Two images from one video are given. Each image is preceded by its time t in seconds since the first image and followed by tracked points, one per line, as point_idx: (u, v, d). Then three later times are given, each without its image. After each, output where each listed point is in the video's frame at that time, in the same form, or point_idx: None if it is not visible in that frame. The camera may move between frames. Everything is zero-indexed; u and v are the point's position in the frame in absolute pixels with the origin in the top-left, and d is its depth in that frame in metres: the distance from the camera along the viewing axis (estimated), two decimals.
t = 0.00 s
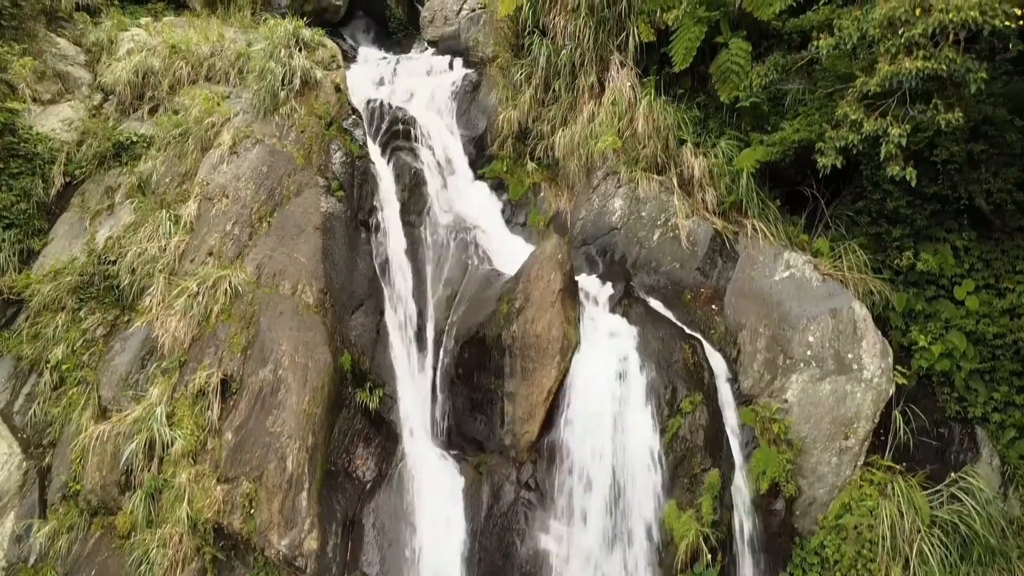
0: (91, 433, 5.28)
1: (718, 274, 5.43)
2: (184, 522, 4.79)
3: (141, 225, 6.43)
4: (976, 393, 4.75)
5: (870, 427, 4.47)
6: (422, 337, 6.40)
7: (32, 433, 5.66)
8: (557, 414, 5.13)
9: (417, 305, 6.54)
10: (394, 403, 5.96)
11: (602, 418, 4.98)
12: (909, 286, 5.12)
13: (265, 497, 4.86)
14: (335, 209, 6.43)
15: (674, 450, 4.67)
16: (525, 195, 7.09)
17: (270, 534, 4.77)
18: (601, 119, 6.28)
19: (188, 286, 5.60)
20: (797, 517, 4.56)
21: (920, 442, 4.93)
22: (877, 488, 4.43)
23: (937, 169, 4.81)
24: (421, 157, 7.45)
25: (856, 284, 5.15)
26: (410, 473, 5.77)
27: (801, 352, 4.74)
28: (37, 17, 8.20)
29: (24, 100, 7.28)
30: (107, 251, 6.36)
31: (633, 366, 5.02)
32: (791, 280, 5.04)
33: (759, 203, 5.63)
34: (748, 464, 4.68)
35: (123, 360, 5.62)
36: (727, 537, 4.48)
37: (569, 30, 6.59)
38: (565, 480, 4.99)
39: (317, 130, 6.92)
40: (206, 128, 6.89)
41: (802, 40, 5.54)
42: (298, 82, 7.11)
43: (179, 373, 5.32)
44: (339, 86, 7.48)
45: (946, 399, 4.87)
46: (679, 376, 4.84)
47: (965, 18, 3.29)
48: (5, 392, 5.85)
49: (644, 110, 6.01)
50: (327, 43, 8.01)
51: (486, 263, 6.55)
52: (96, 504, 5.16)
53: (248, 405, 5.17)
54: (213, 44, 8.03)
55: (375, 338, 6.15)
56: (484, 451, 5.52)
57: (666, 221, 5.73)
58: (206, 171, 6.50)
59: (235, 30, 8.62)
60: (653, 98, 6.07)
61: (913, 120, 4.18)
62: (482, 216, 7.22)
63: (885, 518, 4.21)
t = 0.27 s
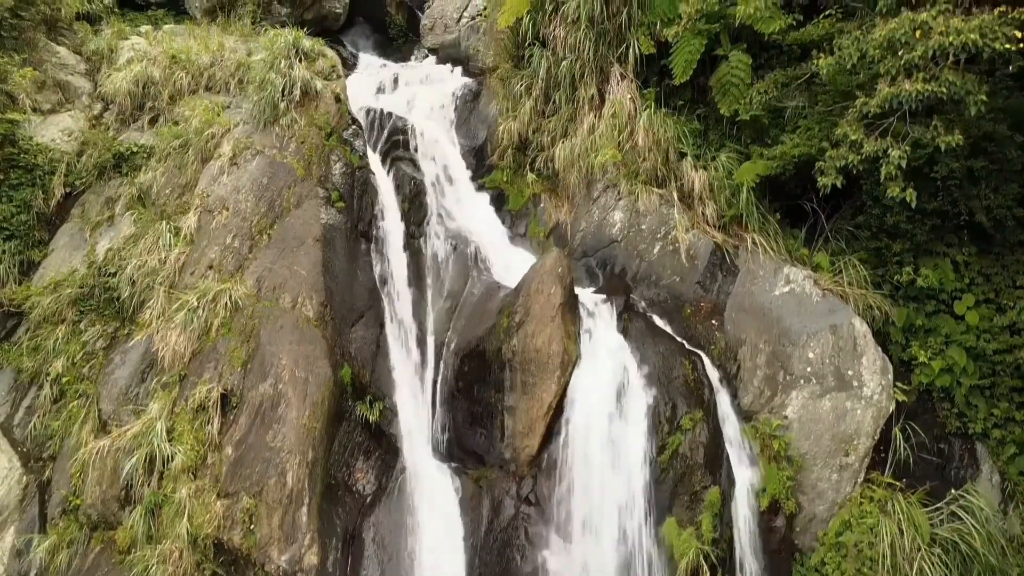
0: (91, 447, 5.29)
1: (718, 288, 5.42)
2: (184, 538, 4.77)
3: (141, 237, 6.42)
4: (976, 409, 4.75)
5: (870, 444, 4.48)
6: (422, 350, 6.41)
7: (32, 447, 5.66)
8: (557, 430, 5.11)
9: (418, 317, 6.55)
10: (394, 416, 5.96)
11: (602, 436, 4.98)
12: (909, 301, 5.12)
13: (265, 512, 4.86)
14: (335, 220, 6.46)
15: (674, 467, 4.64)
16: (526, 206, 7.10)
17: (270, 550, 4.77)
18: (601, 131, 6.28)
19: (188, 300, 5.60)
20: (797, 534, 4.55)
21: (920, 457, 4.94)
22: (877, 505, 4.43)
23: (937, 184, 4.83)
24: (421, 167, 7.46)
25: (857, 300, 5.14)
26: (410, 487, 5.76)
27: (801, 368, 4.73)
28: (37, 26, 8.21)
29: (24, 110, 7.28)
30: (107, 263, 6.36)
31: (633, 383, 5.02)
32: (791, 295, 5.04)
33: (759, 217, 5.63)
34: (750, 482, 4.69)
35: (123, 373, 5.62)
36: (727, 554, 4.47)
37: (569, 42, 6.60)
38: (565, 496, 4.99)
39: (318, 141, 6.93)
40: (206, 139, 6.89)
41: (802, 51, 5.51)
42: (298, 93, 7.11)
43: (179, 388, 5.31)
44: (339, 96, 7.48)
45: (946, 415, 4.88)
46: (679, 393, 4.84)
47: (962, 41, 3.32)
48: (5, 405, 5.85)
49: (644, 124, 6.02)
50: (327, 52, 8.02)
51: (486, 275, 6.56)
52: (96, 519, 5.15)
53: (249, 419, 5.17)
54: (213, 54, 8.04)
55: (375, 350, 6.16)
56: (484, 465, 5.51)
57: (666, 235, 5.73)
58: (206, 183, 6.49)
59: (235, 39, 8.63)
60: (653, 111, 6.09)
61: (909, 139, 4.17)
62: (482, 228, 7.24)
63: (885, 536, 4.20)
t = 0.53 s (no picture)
0: (90, 460, 5.30)
1: (718, 300, 5.42)
2: (183, 552, 4.72)
3: (141, 247, 6.41)
4: (976, 423, 4.74)
5: (869, 459, 4.48)
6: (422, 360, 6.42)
7: (32, 459, 5.66)
8: (556, 443, 5.14)
9: (418, 327, 6.55)
10: (394, 427, 5.96)
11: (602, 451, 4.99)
12: (909, 314, 5.11)
13: (265, 525, 4.86)
14: (335, 231, 6.49)
15: (674, 482, 4.64)
16: (526, 216, 7.11)
17: (270, 563, 4.78)
18: (601, 142, 6.29)
19: (189, 312, 5.60)
20: (797, 549, 4.51)
21: (921, 471, 4.92)
22: (877, 520, 4.42)
23: (936, 198, 4.88)
24: (421, 176, 7.46)
25: (857, 313, 5.11)
26: (411, 499, 5.79)
27: (801, 383, 4.73)
28: (38, 34, 8.21)
29: (24, 119, 7.28)
30: (107, 273, 6.35)
31: (633, 398, 5.03)
32: (791, 308, 5.04)
33: (759, 230, 5.63)
34: (750, 497, 4.67)
35: (123, 385, 5.61)
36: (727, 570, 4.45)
37: (569, 53, 6.60)
38: (565, 508, 5.03)
39: (317, 150, 6.94)
40: (206, 148, 6.89)
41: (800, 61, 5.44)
42: (298, 102, 7.11)
43: (180, 400, 5.30)
44: (339, 105, 7.48)
45: (946, 429, 4.88)
46: (678, 407, 4.83)
47: (962, 61, 3.32)
48: (5, 416, 5.84)
49: (643, 135, 6.05)
50: (327, 61, 8.02)
51: (487, 284, 6.57)
52: (96, 531, 5.14)
53: (249, 432, 5.17)
54: (213, 62, 8.04)
55: (375, 361, 6.18)
56: (484, 477, 5.51)
57: (666, 246, 5.73)
58: (206, 193, 6.49)
59: (235, 47, 8.63)
60: (653, 123, 6.10)
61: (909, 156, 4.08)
62: (483, 238, 7.25)
63: (885, 552, 4.18)
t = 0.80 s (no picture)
0: (90, 470, 5.30)
1: (718, 311, 5.42)
2: (184, 564, 4.69)
3: (141, 256, 6.40)
4: (976, 436, 4.75)
5: (869, 472, 4.48)
6: (422, 370, 6.43)
7: (32, 469, 5.66)
8: (556, 454, 5.13)
9: (418, 336, 6.56)
10: (394, 437, 5.95)
11: (602, 463, 5.00)
12: (909, 325, 5.11)
13: (265, 537, 4.86)
14: (335, 240, 6.49)
15: (674, 495, 4.65)
16: (526, 224, 7.12)
17: None
18: (601, 152, 6.30)
19: (189, 322, 5.59)
20: (797, 561, 4.49)
21: (922, 485, 4.90)
22: (877, 533, 4.42)
23: (936, 209, 4.86)
24: (421, 184, 7.49)
25: (857, 327, 5.08)
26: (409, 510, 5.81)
27: (802, 397, 4.71)
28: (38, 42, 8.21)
29: (24, 127, 7.28)
30: (107, 283, 6.35)
31: (632, 411, 5.03)
32: (791, 320, 5.03)
33: (759, 240, 5.62)
34: (748, 510, 4.68)
35: (123, 396, 5.61)
36: None
37: (569, 63, 6.61)
38: (565, 520, 5.01)
39: (317, 158, 6.94)
40: (206, 157, 6.90)
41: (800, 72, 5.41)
42: (298, 111, 7.11)
43: (180, 411, 5.29)
44: (339, 113, 7.48)
45: (946, 441, 4.88)
46: (679, 420, 4.84)
47: (963, 79, 3.33)
48: (5, 427, 5.84)
49: (644, 145, 6.07)
50: (327, 68, 8.02)
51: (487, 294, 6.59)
52: (96, 542, 5.11)
53: (249, 444, 5.16)
54: (213, 69, 8.05)
55: (375, 370, 6.16)
56: (484, 488, 5.51)
57: (666, 257, 5.73)
58: (206, 202, 6.49)
59: (235, 55, 8.64)
60: (653, 133, 6.11)
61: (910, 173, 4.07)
62: (482, 246, 7.28)
63: (885, 566, 4.19)
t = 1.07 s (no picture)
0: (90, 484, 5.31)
1: (718, 325, 5.43)
2: None
3: (141, 268, 6.40)
4: (975, 452, 4.75)
5: (869, 489, 4.49)
6: (423, 382, 6.44)
7: (32, 483, 5.66)
8: (556, 468, 5.12)
9: (418, 347, 6.57)
10: (394, 450, 5.96)
11: (601, 478, 5.00)
12: (909, 340, 5.12)
13: (265, 553, 4.85)
14: (335, 251, 6.51)
15: (674, 512, 4.67)
16: (525, 235, 7.12)
17: None
18: (601, 164, 6.31)
19: (189, 336, 5.59)
20: None
21: (922, 501, 4.92)
22: (877, 550, 4.43)
23: (936, 225, 4.87)
24: (421, 195, 7.50)
25: (857, 342, 5.04)
26: (410, 523, 5.79)
27: (802, 413, 4.71)
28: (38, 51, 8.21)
29: (24, 138, 7.27)
30: (107, 294, 6.35)
31: (632, 426, 5.04)
32: (791, 335, 5.03)
33: (759, 254, 5.62)
34: (748, 528, 4.64)
35: (123, 409, 5.61)
36: None
37: (569, 75, 6.62)
38: (565, 535, 5.01)
39: (318, 169, 6.97)
40: (206, 168, 6.90)
41: (801, 84, 5.39)
42: (298, 121, 7.11)
43: (180, 425, 5.29)
44: (339, 123, 7.49)
45: (946, 457, 4.89)
46: (679, 436, 4.84)
47: (963, 101, 3.34)
48: (5, 440, 5.84)
49: (643, 158, 6.07)
50: (327, 78, 8.03)
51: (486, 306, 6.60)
52: (96, 556, 5.09)
53: (249, 458, 5.16)
54: (213, 79, 8.05)
55: (375, 382, 6.17)
56: (484, 501, 5.50)
57: (666, 270, 5.73)
58: (206, 214, 6.48)
59: (235, 63, 8.64)
60: (653, 145, 6.12)
61: (909, 193, 4.07)
62: (483, 257, 7.28)
63: None
